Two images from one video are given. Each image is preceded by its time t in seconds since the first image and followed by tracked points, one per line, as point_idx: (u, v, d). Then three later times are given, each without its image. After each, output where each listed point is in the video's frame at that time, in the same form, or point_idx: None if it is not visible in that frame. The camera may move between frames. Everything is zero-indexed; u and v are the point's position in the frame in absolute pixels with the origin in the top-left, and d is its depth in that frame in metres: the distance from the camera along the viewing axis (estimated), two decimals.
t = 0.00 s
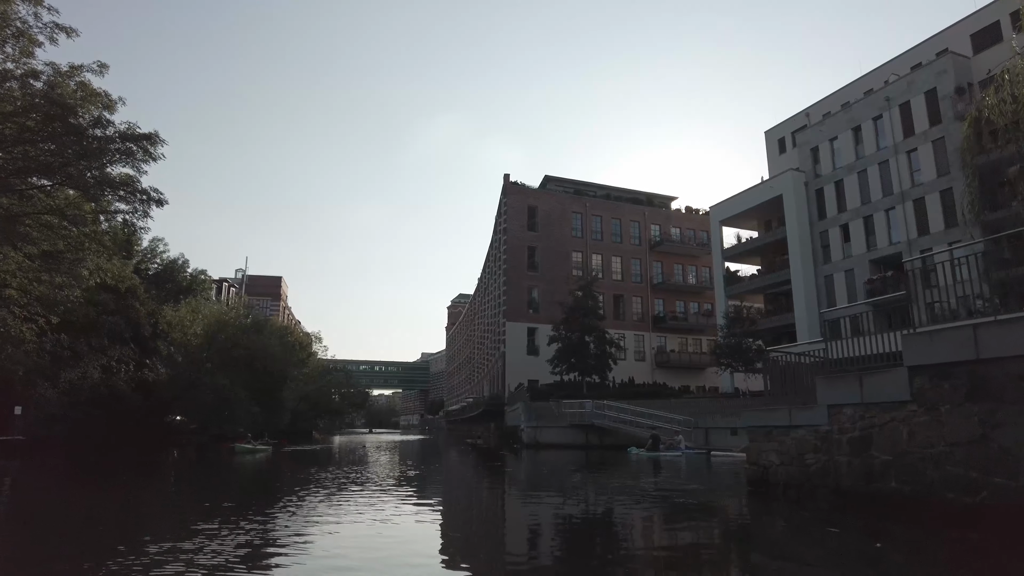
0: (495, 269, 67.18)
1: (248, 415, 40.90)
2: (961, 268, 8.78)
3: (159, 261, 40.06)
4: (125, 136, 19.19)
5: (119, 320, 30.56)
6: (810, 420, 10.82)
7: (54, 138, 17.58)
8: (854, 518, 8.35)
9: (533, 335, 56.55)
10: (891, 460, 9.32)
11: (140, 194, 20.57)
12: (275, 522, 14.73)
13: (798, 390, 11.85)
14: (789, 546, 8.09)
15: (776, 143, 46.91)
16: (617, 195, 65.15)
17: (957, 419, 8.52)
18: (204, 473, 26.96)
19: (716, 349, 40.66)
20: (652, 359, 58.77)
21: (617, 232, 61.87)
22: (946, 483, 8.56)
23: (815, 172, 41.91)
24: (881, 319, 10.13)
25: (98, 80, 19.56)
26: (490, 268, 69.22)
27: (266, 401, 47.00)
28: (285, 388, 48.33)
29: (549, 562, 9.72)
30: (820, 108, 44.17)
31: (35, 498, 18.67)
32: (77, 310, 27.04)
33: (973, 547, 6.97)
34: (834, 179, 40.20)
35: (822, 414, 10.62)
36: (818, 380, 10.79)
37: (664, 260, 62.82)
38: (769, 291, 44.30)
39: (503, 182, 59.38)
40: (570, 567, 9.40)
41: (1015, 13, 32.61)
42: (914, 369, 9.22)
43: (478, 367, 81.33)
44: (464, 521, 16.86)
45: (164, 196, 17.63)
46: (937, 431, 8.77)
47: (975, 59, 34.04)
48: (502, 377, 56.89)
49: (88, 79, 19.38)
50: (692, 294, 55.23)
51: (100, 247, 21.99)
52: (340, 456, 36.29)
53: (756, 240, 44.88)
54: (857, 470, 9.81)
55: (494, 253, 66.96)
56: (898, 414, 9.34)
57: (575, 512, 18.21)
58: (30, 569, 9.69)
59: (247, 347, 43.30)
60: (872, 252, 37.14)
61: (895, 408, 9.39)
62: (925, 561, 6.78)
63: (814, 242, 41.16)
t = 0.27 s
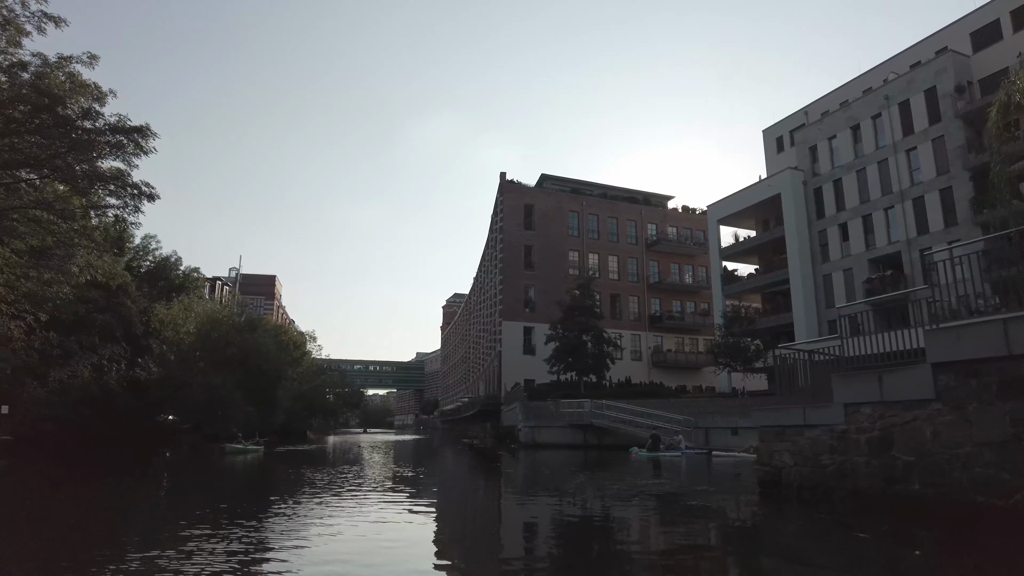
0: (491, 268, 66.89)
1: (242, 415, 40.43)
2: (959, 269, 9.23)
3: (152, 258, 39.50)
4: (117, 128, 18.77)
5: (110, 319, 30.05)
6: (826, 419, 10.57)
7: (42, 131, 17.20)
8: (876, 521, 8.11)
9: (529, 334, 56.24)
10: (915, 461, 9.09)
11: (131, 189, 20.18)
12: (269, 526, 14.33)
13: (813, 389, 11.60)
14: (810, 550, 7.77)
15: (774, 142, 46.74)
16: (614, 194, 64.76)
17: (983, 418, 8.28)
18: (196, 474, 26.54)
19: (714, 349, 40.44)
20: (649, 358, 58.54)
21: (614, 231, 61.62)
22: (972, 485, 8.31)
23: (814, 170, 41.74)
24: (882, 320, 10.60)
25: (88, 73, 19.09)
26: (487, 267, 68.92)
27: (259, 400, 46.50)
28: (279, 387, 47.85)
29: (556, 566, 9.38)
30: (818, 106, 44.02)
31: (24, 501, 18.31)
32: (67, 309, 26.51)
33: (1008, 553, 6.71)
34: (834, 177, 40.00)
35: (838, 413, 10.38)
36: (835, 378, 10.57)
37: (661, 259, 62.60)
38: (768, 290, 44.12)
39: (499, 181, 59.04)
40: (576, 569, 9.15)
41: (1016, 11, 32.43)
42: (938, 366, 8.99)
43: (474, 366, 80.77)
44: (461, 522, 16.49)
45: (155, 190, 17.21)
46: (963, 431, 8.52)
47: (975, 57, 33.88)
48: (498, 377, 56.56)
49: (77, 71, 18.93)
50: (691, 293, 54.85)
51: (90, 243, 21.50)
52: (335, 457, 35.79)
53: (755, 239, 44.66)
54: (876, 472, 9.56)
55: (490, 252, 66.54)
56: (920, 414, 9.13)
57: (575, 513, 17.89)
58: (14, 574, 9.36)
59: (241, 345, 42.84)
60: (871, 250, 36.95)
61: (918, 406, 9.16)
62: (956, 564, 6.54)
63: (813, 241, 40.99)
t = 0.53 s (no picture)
0: (487, 267, 66.54)
1: (235, 414, 39.94)
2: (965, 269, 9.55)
3: (144, 256, 38.96)
4: (108, 121, 18.38)
5: (102, 316, 29.58)
6: (843, 418, 10.29)
7: (30, 123, 16.79)
8: (902, 522, 7.89)
9: (526, 333, 55.91)
10: (942, 462, 8.92)
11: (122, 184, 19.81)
12: (263, 529, 13.94)
13: (834, 387, 11.40)
14: (837, 554, 7.48)
15: (773, 141, 46.54)
16: (612, 193, 64.48)
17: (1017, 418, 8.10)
18: (189, 475, 26.09)
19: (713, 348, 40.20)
20: (646, 358, 58.28)
21: (611, 230, 61.37)
22: (1004, 487, 8.13)
23: (813, 169, 41.52)
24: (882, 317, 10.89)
25: (79, 65, 18.69)
26: (483, 266, 68.55)
27: (253, 399, 46.01)
28: (273, 386, 47.37)
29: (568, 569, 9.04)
30: (818, 105, 43.83)
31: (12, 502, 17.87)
32: (57, 306, 26.02)
33: None
34: (833, 176, 39.81)
35: (857, 412, 10.11)
36: (853, 376, 10.30)
37: (659, 258, 62.35)
38: (767, 289, 43.94)
39: (496, 179, 58.70)
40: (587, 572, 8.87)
41: (1016, 9, 32.24)
42: (967, 363, 8.79)
43: (469, 367, 80.34)
44: (459, 524, 16.14)
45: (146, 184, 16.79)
46: (995, 432, 8.33)
47: (975, 55, 33.69)
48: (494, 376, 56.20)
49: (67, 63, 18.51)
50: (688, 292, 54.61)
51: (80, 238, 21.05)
52: (330, 458, 35.36)
53: (754, 238, 44.45)
54: (902, 473, 9.36)
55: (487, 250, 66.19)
56: (947, 413, 8.95)
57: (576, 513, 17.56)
58: None
59: (235, 344, 42.37)
60: (871, 249, 36.79)
61: (944, 406, 8.98)
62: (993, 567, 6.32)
63: (812, 240, 40.78)
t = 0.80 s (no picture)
0: (484, 266, 66.17)
1: (230, 414, 39.51)
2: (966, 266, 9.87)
3: (138, 254, 38.41)
4: (99, 114, 17.94)
5: (95, 314, 29.13)
6: (863, 418, 10.33)
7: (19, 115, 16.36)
8: (929, 523, 7.70)
9: (524, 333, 55.59)
10: (972, 464, 8.79)
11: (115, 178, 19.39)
12: (258, 531, 13.58)
13: (850, 384, 11.16)
14: (857, 556, 7.22)
15: (773, 139, 46.33)
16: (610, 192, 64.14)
17: None
18: (182, 475, 25.66)
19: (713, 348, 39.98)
20: (644, 358, 57.97)
21: (609, 229, 61.08)
22: None
23: (813, 168, 41.31)
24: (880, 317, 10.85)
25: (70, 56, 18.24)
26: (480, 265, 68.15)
27: (247, 399, 45.53)
28: (269, 386, 46.92)
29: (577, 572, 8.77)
30: (818, 103, 43.63)
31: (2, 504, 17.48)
32: (49, 304, 25.58)
33: None
34: (833, 175, 39.61)
35: (879, 411, 10.09)
36: (875, 375, 10.23)
37: (657, 258, 62.05)
38: (766, 288, 43.75)
39: (494, 177, 58.35)
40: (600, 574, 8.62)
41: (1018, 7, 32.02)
42: (998, 359, 8.65)
43: (466, 366, 79.92)
44: (456, 526, 15.76)
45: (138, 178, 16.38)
46: None
47: (977, 53, 33.48)
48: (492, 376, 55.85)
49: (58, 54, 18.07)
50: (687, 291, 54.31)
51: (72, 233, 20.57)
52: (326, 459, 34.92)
53: (753, 237, 44.22)
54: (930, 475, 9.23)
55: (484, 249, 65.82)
56: (977, 412, 8.84)
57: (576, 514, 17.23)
58: None
59: (230, 343, 41.88)
60: (871, 249, 36.62)
61: (974, 404, 8.85)
62: None
63: (812, 239, 40.56)
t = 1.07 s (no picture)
0: (482, 265, 65.78)
1: (225, 414, 39.06)
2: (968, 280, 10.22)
3: (132, 252, 37.90)
4: (91, 107, 17.52)
5: (88, 313, 28.69)
6: (886, 418, 9.98)
7: (8, 107, 15.96)
8: (961, 528, 7.37)
9: (522, 332, 55.22)
10: (1007, 466, 8.48)
11: (107, 174, 18.96)
12: (254, 535, 13.19)
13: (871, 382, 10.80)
14: (883, 562, 6.87)
15: (772, 137, 46.05)
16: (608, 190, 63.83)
17: None
18: (175, 476, 25.23)
19: (713, 347, 39.66)
20: (642, 358, 57.67)
21: (607, 228, 60.72)
22: None
23: (814, 166, 41.01)
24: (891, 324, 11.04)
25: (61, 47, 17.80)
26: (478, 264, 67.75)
27: (243, 399, 45.05)
28: (264, 385, 46.46)
29: None
30: (818, 101, 43.36)
31: None
32: (39, 302, 25.08)
33: None
34: (833, 173, 39.38)
35: (903, 411, 9.80)
36: (899, 373, 9.95)
37: (655, 257, 61.75)
38: (766, 287, 43.48)
39: (492, 176, 57.94)
40: None
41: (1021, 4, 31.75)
42: None
43: (464, 366, 79.54)
44: (456, 529, 15.35)
45: (130, 171, 15.97)
46: None
47: (980, 51, 33.23)
48: (489, 376, 55.46)
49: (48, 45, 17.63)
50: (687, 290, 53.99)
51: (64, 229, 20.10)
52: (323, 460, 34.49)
53: (752, 236, 43.93)
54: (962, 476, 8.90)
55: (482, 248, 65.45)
56: (1013, 411, 8.53)
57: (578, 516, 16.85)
58: None
59: (225, 342, 41.43)
60: (872, 247, 36.37)
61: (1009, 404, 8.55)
62: None
63: (813, 238, 40.28)
